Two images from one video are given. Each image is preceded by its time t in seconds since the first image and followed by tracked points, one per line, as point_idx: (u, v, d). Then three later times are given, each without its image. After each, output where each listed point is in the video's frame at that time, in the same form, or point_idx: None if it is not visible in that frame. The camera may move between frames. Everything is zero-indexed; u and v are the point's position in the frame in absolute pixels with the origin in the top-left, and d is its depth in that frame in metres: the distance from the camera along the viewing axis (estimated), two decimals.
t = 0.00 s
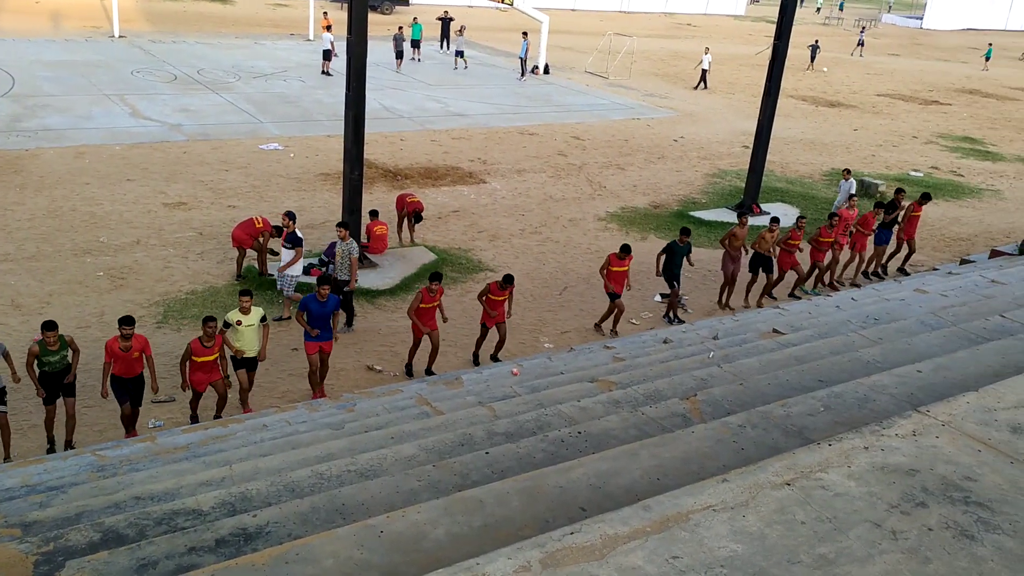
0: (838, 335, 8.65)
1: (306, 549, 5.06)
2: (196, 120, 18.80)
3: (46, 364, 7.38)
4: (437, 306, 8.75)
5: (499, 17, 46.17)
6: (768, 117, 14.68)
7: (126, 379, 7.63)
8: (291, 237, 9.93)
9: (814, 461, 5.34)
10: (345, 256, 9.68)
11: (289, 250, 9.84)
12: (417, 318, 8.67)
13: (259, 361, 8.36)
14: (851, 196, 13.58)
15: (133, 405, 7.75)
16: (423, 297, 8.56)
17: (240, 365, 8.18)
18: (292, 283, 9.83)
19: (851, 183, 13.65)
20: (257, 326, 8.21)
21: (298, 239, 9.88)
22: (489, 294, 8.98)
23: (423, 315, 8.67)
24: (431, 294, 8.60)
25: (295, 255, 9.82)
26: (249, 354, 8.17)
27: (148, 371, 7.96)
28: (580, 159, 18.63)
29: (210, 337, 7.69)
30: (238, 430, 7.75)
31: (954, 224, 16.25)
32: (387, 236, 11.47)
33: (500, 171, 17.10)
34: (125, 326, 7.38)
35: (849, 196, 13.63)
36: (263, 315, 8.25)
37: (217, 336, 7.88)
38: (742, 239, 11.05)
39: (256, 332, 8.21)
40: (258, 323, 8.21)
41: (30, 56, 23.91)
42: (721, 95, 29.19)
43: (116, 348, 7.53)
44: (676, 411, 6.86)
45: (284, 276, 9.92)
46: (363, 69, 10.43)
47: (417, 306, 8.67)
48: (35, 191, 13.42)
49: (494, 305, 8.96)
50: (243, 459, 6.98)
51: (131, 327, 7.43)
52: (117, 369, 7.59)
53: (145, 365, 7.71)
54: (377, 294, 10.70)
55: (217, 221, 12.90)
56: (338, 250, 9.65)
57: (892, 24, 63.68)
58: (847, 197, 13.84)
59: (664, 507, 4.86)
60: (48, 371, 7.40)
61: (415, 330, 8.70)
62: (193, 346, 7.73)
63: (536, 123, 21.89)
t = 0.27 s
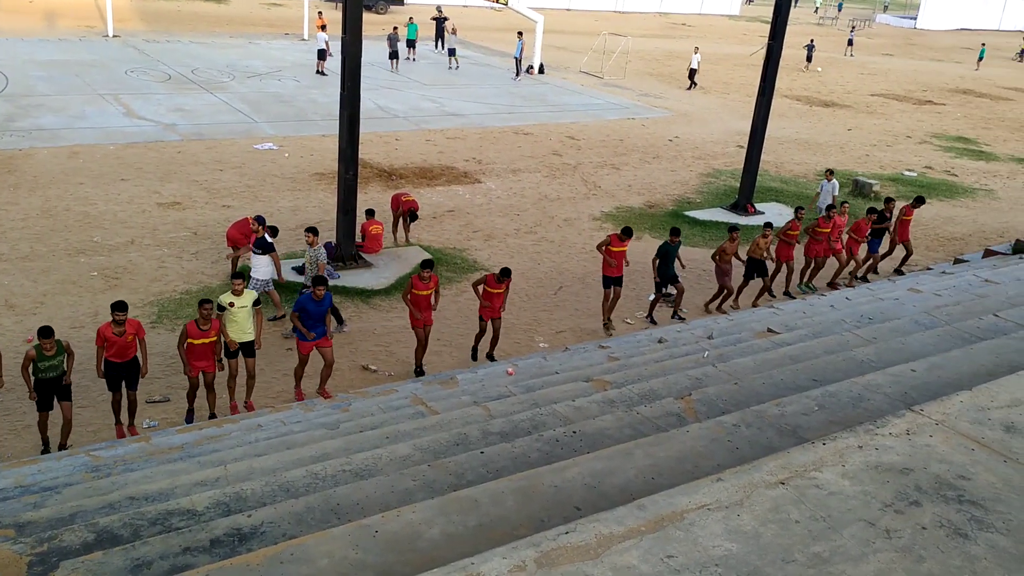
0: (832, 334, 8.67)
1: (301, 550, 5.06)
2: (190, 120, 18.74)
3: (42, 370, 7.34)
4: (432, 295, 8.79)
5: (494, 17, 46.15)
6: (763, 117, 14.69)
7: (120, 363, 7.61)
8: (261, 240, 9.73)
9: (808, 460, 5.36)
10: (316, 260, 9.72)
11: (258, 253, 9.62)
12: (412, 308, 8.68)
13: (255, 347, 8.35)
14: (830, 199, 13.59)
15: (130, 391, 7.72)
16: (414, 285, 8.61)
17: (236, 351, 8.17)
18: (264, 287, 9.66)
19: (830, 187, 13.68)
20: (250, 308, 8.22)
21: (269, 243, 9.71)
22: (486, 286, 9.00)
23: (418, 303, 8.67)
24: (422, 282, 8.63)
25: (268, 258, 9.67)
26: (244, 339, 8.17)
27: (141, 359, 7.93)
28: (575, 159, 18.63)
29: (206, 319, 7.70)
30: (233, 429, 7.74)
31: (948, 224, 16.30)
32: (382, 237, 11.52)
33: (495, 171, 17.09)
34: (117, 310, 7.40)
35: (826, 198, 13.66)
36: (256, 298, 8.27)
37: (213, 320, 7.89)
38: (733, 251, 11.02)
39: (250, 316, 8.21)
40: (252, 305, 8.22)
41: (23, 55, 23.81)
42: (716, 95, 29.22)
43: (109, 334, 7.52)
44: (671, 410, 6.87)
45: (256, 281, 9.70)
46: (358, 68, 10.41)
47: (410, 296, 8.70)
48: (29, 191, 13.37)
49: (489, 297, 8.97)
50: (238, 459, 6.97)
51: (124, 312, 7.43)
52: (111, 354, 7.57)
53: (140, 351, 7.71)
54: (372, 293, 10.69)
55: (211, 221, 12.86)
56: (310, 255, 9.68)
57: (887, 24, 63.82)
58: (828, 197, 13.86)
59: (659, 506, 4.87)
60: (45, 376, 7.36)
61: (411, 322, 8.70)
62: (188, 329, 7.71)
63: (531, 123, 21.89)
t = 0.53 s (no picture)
0: (830, 334, 8.68)
1: (299, 549, 5.06)
2: (188, 120, 18.72)
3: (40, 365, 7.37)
4: (428, 302, 8.71)
5: (491, 17, 46.16)
6: (760, 117, 14.70)
7: (117, 382, 7.57)
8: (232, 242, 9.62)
9: (806, 459, 5.36)
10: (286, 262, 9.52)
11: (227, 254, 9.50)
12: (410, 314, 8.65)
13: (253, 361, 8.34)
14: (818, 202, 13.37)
15: (128, 405, 7.70)
16: (409, 293, 8.54)
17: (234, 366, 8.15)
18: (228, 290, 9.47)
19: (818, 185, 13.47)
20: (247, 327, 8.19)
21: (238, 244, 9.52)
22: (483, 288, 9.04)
23: (414, 309, 8.62)
24: (416, 288, 8.57)
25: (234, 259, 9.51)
26: (242, 355, 8.15)
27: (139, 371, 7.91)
28: (573, 159, 18.63)
29: (202, 332, 7.71)
30: (231, 429, 7.73)
31: (945, 224, 16.32)
32: (380, 237, 11.52)
33: (492, 171, 17.08)
34: (116, 328, 7.36)
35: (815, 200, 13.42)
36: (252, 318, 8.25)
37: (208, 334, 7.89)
38: (732, 238, 11.06)
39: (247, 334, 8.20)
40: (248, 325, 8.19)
41: (20, 55, 23.76)
42: (713, 95, 29.24)
43: (108, 352, 7.50)
44: (669, 410, 6.87)
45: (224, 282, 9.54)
46: (355, 67, 10.38)
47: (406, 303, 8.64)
48: (26, 190, 13.35)
49: (487, 298, 9.01)
50: (236, 459, 6.96)
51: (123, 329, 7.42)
52: (108, 373, 7.53)
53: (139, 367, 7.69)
54: (370, 293, 10.68)
55: (208, 220, 12.85)
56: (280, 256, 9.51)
57: (884, 24, 63.91)
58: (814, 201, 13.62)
59: (657, 505, 4.87)
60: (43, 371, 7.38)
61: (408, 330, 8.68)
62: (183, 339, 7.73)
63: (529, 123, 21.89)
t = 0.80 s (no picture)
0: (829, 333, 8.68)
1: (298, 549, 5.06)
2: (186, 119, 18.70)
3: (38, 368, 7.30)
4: (422, 293, 8.73)
5: (490, 16, 46.15)
6: (760, 117, 14.69)
7: (114, 364, 7.57)
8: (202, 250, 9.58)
9: (805, 459, 5.36)
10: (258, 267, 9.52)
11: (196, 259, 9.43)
12: (405, 305, 8.66)
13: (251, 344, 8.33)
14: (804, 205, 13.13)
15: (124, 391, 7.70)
16: (404, 285, 8.55)
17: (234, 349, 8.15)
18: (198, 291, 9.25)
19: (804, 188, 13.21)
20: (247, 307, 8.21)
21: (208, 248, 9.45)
22: (482, 288, 8.99)
23: (408, 301, 8.64)
24: (411, 281, 8.56)
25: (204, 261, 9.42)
26: (241, 335, 8.15)
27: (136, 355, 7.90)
28: (572, 159, 18.63)
29: (201, 329, 7.71)
30: (229, 429, 7.72)
31: (944, 224, 16.33)
32: (379, 236, 11.52)
33: (491, 170, 17.07)
34: (114, 309, 7.36)
35: (801, 202, 13.16)
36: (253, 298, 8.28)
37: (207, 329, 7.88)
38: (727, 251, 11.02)
39: (246, 315, 8.20)
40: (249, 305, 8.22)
41: (18, 55, 23.73)
42: (712, 95, 29.24)
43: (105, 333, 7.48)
44: (668, 410, 6.87)
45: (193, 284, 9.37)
46: (354, 67, 10.37)
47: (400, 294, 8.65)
48: (24, 190, 13.33)
49: (486, 299, 8.94)
50: (234, 459, 6.96)
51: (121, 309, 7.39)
52: (106, 354, 7.52)
53: (136, 348, 7.68)
54: (368, 292, 10.68)
55: (207, 220, 12.83)
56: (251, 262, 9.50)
57: (883, 24, 63.92)
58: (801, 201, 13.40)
59: (656, 505, 4.87)
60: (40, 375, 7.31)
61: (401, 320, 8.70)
62: (181, 335, 7.73)
63: (528, 122, 21.88)
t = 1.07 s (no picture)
0: (827, 333, 8.70)
1: (297, 549, 5.07)
2: (185, 119, 18.69)
3: (37, 363, 7.34)
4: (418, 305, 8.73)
5: (488, 16, 46.17)
6: (758, 117, 14.71)
7: (113, 384, 7.55)
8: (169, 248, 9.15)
9: (804, 459, 5.37)
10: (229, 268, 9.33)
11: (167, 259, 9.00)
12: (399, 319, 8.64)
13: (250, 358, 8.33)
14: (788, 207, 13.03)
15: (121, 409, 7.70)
16: (401, 298, 8.54)
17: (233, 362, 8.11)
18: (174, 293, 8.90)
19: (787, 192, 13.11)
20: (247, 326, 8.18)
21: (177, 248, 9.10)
22: (480, 287, 8.99)
23: (404, 314, 8.63)
24: (409, 293, 8.55)
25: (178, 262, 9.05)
26: (240, 353, 8.13)
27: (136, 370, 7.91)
28: (571, 159, 18.64)
29: (197, 331, 7.70)
30: (227, 429, 7.71)
31: (942, 223, 16.36)
32: (378, 236, 11.56)
33: (489, 170, 17.08)
34: (112, 329, 7.36)
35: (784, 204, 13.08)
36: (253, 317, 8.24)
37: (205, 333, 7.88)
38: (728, 240, 11.06)
39: (246, 333, 8.18)
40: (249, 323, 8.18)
41: (16, 54, 23.72)
42: (710, 95, 29.28)
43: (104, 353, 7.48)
44: (666, 410, 6.88)
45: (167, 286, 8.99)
46: (352, 68, 10.36)
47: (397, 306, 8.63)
48: (22, 190, 13.32)
49: (485, 297, 8.96)
50: (232, 460, 6.96)
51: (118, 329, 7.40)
52: (105, 376, 7.51)
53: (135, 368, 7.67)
54: (367, 292, 10.67)
55: (205, 220, 12.83)
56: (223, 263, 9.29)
57: (881, 24, 64.06)
58: (784, 203, 13.28)
59: (654, 505, 4.88)
60: (40, 369, 7.36)
61: (396, 330, 8.67)
62: (179, 340, 7.74)
63: (526, 122, 21.90)
